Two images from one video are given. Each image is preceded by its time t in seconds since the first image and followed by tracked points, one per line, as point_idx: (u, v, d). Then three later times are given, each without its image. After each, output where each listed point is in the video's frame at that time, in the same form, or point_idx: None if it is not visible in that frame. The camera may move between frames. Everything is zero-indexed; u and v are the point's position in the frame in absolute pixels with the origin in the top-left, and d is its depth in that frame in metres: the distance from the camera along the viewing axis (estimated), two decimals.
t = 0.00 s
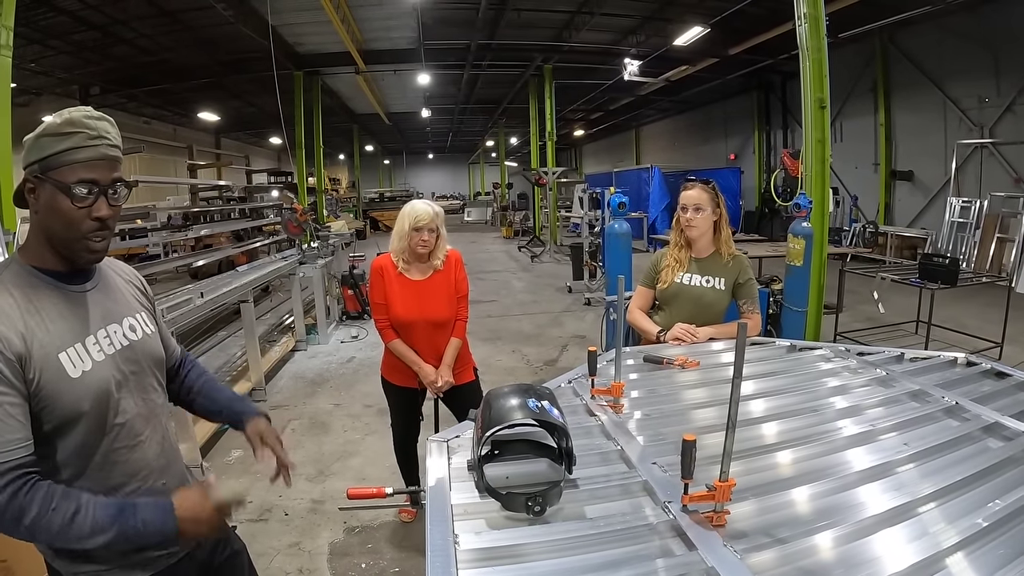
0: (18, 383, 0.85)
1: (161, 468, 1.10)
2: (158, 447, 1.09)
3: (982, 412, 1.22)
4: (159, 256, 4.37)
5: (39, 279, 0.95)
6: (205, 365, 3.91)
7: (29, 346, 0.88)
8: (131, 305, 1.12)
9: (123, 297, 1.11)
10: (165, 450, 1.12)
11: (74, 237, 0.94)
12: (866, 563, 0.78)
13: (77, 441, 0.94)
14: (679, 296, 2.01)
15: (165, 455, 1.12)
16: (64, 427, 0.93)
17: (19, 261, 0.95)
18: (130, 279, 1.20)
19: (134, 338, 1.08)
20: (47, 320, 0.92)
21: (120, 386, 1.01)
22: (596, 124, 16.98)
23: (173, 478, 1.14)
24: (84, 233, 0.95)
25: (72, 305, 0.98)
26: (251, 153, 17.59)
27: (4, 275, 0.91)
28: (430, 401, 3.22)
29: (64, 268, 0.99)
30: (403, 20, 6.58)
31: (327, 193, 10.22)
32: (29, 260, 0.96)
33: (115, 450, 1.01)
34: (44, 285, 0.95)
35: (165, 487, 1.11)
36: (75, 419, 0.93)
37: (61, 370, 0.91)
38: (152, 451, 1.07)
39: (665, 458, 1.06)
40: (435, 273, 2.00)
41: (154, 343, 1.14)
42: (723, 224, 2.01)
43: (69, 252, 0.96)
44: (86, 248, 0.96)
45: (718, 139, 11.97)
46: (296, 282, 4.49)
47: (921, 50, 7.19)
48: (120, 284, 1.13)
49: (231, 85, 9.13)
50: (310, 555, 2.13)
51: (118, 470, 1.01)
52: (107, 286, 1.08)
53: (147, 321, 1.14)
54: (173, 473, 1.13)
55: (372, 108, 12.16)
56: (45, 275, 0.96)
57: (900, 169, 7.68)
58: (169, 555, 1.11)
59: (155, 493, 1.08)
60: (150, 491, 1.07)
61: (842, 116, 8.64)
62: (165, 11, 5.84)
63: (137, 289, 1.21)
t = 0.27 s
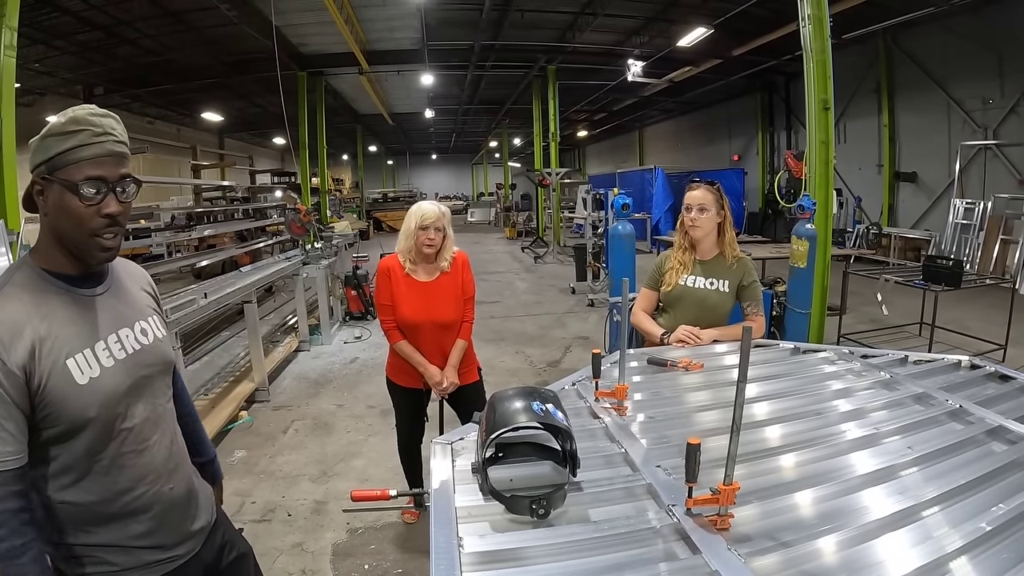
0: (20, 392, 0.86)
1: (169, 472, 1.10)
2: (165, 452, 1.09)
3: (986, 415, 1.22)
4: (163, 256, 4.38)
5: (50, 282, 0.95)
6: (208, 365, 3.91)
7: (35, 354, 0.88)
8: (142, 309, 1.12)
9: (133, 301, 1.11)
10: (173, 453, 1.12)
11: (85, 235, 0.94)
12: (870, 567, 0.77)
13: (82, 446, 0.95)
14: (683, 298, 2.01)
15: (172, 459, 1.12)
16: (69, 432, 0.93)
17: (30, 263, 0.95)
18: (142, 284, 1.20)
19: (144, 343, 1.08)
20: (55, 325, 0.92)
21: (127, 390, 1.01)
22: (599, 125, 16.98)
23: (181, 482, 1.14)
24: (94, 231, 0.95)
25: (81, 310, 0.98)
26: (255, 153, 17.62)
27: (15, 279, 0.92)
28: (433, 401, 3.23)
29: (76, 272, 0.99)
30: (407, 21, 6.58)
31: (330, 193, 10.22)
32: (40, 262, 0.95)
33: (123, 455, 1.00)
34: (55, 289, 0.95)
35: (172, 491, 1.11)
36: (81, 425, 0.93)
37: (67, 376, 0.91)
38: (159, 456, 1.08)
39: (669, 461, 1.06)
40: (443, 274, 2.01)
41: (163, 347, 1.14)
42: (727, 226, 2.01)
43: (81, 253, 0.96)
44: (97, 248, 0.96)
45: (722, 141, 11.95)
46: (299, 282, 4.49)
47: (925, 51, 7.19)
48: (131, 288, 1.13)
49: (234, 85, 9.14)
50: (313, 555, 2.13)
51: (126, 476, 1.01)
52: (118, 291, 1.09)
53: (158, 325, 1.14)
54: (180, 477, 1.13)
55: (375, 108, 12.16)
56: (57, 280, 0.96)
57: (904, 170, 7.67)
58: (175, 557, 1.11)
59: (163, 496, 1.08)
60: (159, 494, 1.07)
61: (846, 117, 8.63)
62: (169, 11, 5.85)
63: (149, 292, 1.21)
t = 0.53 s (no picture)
0: (22, 393, 0.86)
1: (173, 471, 1.10)
2: (170, 452, 1.10)
3: (991, 417, 1.21)
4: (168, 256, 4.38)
5: (56, 283, 0.95)
6: (212, 365, 3.91)
7: (40, 354, 0.88)
8: (148, 309, 1.12)
9: (138, 301, 1.11)
10: (178, 453, 1.12)
11: (94, 236, 0.94)
12: (874, 570, 0.77)
13: (86, 447, 0.95)
14: (687, 299, 2.01)
15: (178, 459, 1.12)
16: (73, 432, 0.93)
17: (38, 263, 0.95)
18: (148, 284, 1.20)
19: (150, 343, 1.08)
20: (60, 325, 0.92)
21: (132, 390, 1.01)
22: (603, 126, 16.96)
23: (186, 482, 1.14)
24: (105, 231, 0.95)
25: (87, 310, 0.98)
26: (258, 153, 17.67)
27: (20, 278, 0.92)
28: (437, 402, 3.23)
29: (82, 271, 0.99)
30: (411, 21, 6.59)
31: (334, 193, 10.22)
32: (47, 262, 0.96)
33: (129, 455, 1.00)
34: (60, 289, 0.95)
35: (177, 491, 1.11)
36: (85, 424, 0.94)
37: (71, 376, 0.91)
38: (164, 456, 1.07)
39: (674, 463, 1.05)
40: (453, 275, 2.01)
41: (169, 347, 1.14)
42: (732, 227, 2.01)
43: (90, 253, 0.96)
44: (107, 248, 0.96)
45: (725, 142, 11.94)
46: (302, 283, 4.49)
47: (930, 52, 7.18)
48: (136, 289, 1.13)
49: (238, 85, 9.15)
50: (316, 556, 2.13)
51: (131, 476, 1.01)
52: (124, 291, 1.09)
53: (164, 325, 1.15)
54: (185, 477, 1.13)
55: (379, 109, 12.17)
56: (64, 281, 0.96)
57: (908, 171, 7.65)
58: (180, 557, 1.11)
59: (167, 496, 1.08)
60: (163, 494, 1.07)
61: (850, 118, 8.61)
62: (174, 11, 5.87)
63: (154, 292, 1.21)
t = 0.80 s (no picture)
0: (25, 388, 0.86)
1: (172, 470, 1.10)
2: (169, 451, 1.10)
3: (993, 419, 1.21)
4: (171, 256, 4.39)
5: (50, 282, 0.95)
6: (215, 365, 3.92)
7: (39, 351, 0.88)
8: (144, 307, 1.12)
9: (134, 298, 1.11)
10: (177, 452, 1.12)
11: (87, 233, 0.95)
12: (877, 572, 0.77)
13: (87, 444, 0.95)
14: (691, 300, 2.00)
15: (177, 457, 1.12)
16: (73, 430, 0.93)
17: (32, 264, 0.95)
18: (143, 281, 1.20)
19: (146, 340, 1.08)
20: (58, 324, 0.92)
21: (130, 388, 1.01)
22: (606, 127, 16.95)
23: (185, 480, 1.14)
24: (98, 228, 0.95)
25: (82, 308, 0.98)
26: (262, 153, 17.69)
27: (16, 278, 0.92)
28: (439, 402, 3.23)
29: (77, 270, 0.99)
30: (414, 22, 6.59)
31: (337, 193, 10.23)
32: (42, 263, 0.96)
33: (128, 452, 1.01)
34: (55, 288, 0.95)
35: (176, 489, 1.11)
36: (85, 421, 0.94)
37: (70, 374, 0.92)
38: (163, 454, 1.08)
39: (676, 464, 1.05)
40: (460, 279, 2.01)
41: (166, 345, 1.14)
42: (736, 228, 2.01)
43: (83, 251, 0.96)
44: (99, 244, 0.96)
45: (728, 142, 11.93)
46: (305, 283, 4.50)
47: (933, 53, 7.16)
48: (133, 287, 1.14)
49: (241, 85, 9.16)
50: (319, 556, 2.13)
51: (130, 475, 1.01)
52: (119, 288, 1.09)
53: (160, 322, 1.15)
54: (184, 475, 1.13)
55: (382, 109, 12.18)
56: (58, 280, 0.96)
57: (911, 173, 7.63)
58: (178, 557, 1.12)
59: (167, 495, 1.08)
60: (162, 492, 1.07)
61: (853, 119, 8.60)
62: (178, 11, 5.88)
63: (150, 288, 1.21)
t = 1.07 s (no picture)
0: (25, 386, 0.86)
1: (172, 467, 1.10)
2: (168, 448, 1.10)
3: (994, 421, 1.21)
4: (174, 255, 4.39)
5: (48, 281, 0.95)
6: (217, 364, 3.92)
7: (38, 349, 0.89)
8: (143, 305, 1.13)
9: (133, 297, 1.11)
10: (177, 449, 1.13)
11: (86, 233, 0.95)
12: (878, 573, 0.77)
13: (87, 442, 0.95)
14: (693, 301, 2.00)
15: (177, 454, 1.12)
16: (74, 428, 0.93)
17: (30, 264, 0.96)
18: (142, 280, 1.21)
19: (145, 338, 1.09)
20: (57, 322, 0.93)
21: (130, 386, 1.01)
22: (608, 128, 16.95)
23: (185, 478, 1.14)
24: (96, 228, 0.95)
25: (81, 306, 0.98)
26: (265, 153, 17.71)
27: (15, 278, 0.92)
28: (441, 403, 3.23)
29: (75, 270, 0.99)
30: (417, 22, 6.60)
31: (340, 194, 10.24)
32: (39, 263, 0.96)
33: (128, 450, 1.01)
34: (53, 287, 0.95)
35: (176, 486, 1.11)
36: (86, 419, 0.94)
37: (70, 371, 0.92)
38: (163, 452, 1.08)
39: (677, 465, 1.05)
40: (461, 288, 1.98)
41: (165, 343, 1.15)
42: (737, 230, 2.01)
43: (82, 251, 0.97)
44: (97, 245, 0.97)
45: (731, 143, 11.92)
46: (308, 283, 4.50)
47: (936, 54, 7.16)
48: (132, 286, 1.14)
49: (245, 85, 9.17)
50: (320, 556, 2.13)
51: (130, 472, 1.02)
52: (118, 287, 1.09)
53: (159, 320, 1.15)
54: (184, 472, 1.14)
55: (385, 109, 12.19)
56: (56, 279, 0.96)
57: (914, 174, 7.62)
58: (179, 554, 1.12)
59: (167, 492, 1.09)
60: (162, 489, 1.08)
61: (856, 120, 8.60)
62: (181, 11, 5.89)
63: (149, 287, 1.21)
